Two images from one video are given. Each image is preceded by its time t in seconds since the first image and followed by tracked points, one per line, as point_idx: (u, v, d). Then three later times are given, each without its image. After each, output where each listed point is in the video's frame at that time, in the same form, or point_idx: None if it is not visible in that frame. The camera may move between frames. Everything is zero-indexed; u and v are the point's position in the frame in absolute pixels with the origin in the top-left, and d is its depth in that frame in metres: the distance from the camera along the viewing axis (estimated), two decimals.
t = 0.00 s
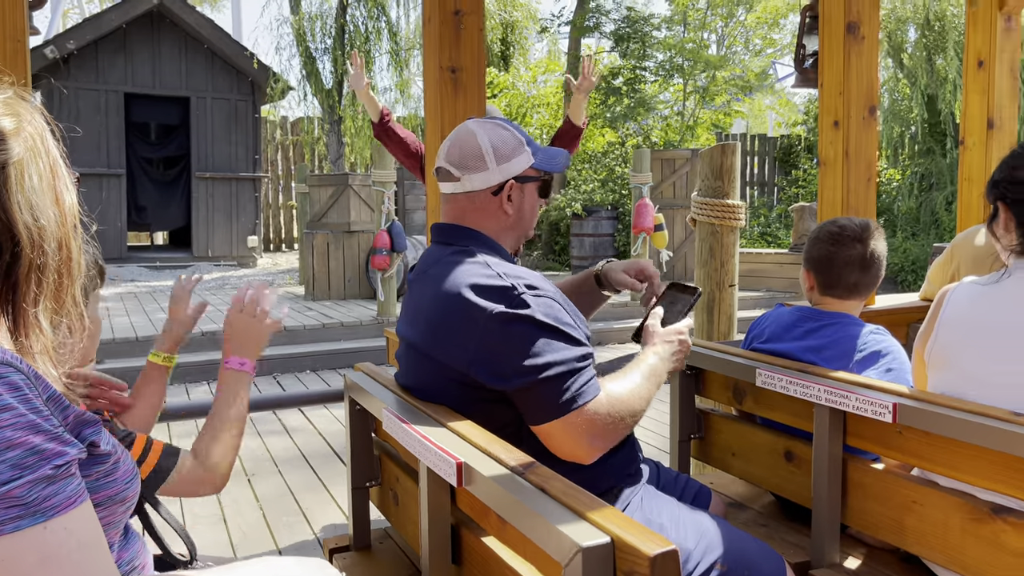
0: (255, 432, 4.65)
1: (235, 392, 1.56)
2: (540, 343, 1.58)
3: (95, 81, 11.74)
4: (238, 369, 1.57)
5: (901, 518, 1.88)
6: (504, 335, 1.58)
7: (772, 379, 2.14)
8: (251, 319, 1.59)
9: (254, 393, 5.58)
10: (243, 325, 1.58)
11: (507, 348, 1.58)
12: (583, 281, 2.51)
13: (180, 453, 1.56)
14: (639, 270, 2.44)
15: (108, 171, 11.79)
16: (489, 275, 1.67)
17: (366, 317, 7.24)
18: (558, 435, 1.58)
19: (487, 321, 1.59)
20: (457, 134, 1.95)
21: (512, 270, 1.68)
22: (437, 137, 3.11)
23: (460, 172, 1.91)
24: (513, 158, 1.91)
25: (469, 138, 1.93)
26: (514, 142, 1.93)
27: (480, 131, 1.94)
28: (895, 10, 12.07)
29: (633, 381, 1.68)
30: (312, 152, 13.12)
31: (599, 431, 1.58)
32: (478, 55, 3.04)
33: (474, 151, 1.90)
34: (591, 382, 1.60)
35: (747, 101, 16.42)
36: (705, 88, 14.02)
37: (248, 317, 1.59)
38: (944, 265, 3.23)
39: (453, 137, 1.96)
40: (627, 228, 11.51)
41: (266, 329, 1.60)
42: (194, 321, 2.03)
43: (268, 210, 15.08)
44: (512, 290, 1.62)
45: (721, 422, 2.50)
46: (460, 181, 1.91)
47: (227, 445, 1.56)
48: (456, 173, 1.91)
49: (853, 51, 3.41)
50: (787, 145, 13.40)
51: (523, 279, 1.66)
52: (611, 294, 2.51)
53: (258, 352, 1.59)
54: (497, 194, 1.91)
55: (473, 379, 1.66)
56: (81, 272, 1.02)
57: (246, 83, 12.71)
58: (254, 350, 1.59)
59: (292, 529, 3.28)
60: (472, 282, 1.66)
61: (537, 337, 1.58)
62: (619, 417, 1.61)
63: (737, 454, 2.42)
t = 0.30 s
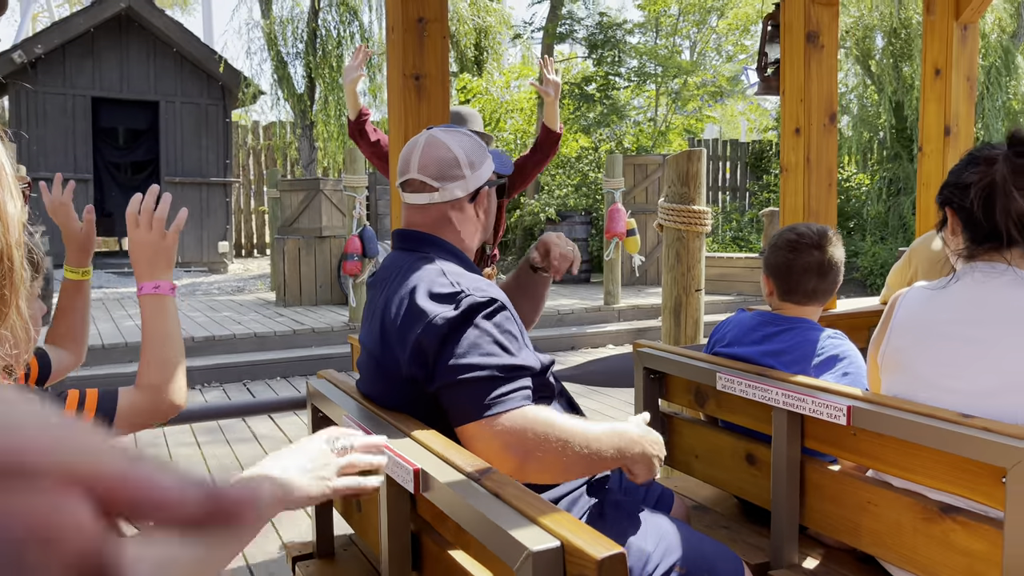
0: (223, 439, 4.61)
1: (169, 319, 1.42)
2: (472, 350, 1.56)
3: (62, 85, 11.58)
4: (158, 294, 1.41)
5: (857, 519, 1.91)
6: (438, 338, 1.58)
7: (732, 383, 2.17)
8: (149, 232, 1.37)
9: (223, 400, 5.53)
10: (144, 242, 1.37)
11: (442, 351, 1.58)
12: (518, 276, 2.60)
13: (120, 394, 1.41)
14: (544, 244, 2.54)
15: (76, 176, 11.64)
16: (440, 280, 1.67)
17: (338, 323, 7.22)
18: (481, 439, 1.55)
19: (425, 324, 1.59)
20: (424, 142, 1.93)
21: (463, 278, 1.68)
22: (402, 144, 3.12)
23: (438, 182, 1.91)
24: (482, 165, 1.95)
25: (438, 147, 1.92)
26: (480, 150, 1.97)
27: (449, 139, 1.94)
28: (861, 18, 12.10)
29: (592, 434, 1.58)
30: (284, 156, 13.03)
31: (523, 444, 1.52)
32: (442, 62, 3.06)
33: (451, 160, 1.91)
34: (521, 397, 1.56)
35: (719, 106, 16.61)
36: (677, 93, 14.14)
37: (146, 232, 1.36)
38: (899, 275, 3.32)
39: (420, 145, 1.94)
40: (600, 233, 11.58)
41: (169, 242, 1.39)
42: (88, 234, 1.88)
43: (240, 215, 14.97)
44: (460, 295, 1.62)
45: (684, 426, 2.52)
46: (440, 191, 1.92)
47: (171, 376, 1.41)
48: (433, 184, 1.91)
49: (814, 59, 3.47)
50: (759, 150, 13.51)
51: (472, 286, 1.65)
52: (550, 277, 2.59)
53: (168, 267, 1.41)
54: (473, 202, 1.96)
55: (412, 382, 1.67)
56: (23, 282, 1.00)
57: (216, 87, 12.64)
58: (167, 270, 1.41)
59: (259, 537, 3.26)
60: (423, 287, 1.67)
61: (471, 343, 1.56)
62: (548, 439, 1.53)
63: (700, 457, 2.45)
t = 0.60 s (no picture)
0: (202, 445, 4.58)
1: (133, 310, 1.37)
2: (440, 349, 1.56)
3: (36, 89, 11.43)
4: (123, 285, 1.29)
5: (836, 517, 1.93)
6: (408, 336, 1.58)
7: (712, 383, 2.19)
8: (112, 209, 1.09)
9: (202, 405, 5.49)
10: (104, 221, 1.09)
11: (411, 349, 1.58)
12: (491, 268, 2.60)
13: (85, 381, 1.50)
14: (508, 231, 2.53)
15: (50, 181, 11.48)
16: (414, 280, 1.68)
17: (318, 328, 7.18)
18: (444, 439, 1.55)
19: (397, 324, 1.59)
20: (408, 145, 1.92)
21: (437, 279, 1.69)
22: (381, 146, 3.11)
23: (424, 186, 1.91)
24: (465, 168, 1.95)
25: (423, 150, 1.91)
26: (462, 154, 1.97)
27: (433, 142, 1.93)
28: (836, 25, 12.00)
29: (560, 460, 1.52)
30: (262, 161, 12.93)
31: (478, 446, 1.51)
32: (420, 65, 3.05)
33: (437, 164, 1.91)
34: (484, 400, 1.55)
35: (697, 110, 16.73)
36: (656, 97, 14.23)
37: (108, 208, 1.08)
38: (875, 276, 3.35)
39: (404, 147, 1.92)
40: (581, 237, 11.64)
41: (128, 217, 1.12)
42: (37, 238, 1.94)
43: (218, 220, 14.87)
44: (432, 296, 1.62)
45: (664, 426, 2.54)
46: (426, 195, 1.92)
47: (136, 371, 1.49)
48: (419, 186, 1.91)
49: (790, 63, 3.51)
50: (736, 153, 13.40)
51: (445, 286, 1.65)
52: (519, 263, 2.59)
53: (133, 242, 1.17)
54: (459, 204, 1.96)
55: (383, 380, 1.67)
56: None
57: (193, 91, 12.53)
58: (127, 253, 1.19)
59: (240, 544, 3.22)
60: (396, 286, 1.68)
61: (441, 343, 1.57)
62: (502, 442, 1.50)
63: (680, 457, 2.46)
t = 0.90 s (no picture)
0: (185, 452, 4.55)
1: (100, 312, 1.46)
2: (423, 350, 1.56)
3: (15, 94, 11.31)
4: (97, 284, 1.43)
5: (820, 519, 1.94)
6: (392, 340, 1.58)
7: (695, 386, 2.20)
8: (100, 207, 1.26)
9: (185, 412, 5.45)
10: (93, 219, 1.27)
11: (395, 352, 1.58)
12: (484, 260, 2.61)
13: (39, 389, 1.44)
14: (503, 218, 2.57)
15: (30, 187, 11.38)
16: (396, 285, 1.68)
17: (302, 333, 7.15)
18: (434, 436, 1.54)
19: (380, 328, 1.59)
20: (391, 150, 1.92)
21: (418, 282, 1.69)
22: (364, 151, 3.11)
23: (408, 190, 1.91)
24: (448, 173, 1.95)
25: (406, 155, 1.91)
26: (445, 159, 1.97)
27: (415, 147, 1.93)
28: (817, 27, 12.22)
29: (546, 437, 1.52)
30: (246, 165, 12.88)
31: (467, 442, 1.50)
32: (403, 71, 3.05)
33: (420, 168, 1.91)
34: (471, 396, 1.54)
35: (680, 113, 16.82)
36: (639, 101, 14.30)
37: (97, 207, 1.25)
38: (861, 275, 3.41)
39: (387, 152, 1.92)
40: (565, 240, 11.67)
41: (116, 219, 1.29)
42: None
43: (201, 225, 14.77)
44: (414, 299, 1.62)
45: (649, 430, 2.54)
46: (409, 200, 1.92)
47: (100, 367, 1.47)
48: (402, 191, 1.91)
49: (771, 67, 3.54)
50: (719, 156, 13.66)
51: (426, 290, 1.65)
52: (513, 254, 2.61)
53: (116, 240, 1.32)
54: (442, 209, 1.96)
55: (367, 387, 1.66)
56: None
57: (175, 95, 12.47)
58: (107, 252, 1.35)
59: (224, 551, 3.21)
60: (379, 292, 1.68)
61: (423, 344, 1.56)
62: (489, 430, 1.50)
63: (664, 460, 2.47)
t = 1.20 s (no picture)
0: (174, 458, 4.54)
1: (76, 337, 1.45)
2: (397, 344, 1.55)
3: (2, 99, 11.26)
4: (77, 310, 1.41)
5: (806, 520, 1.95)
6: (367, 342, 1.58)
7: (682, 389, 2.21)
8: (87, 233, 1.29)
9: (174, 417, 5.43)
10: (77, 244, 1.30)
11: (373, 355, 1.59)
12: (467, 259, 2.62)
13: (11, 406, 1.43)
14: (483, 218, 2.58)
15: (18, 193, 11.35)
16: (370, 287, 1.68)
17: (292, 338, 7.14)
18: (420, 418, 1.52)
19: (355, 334, 1.60)
20: (375, 155, 1.94)
21: (392, 282, 1.68)
22: (350, 157, 3.11)
23: (390, 194, 1.92)
24: (432, 178, 1.97)
25: (389, 159, 1.93)
26: (429, 164, 1.99)
27: (399, 152, 1.95)
28: (804, 30, 12.27)
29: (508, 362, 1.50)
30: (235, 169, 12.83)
31: (450, 417, 1.49)
32: (389, 76, 3.06)
33: (402, 173, 1.92)
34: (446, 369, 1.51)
35: (669, 116, 16.89)
36: (627, 104, 14.36)
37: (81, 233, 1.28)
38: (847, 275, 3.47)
39: (371, 158, 1.94)
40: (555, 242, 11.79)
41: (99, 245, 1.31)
42: None
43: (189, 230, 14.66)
44: (383, 297, 1.62)
45: (637, 432, 2.56)
46: (391, 203, 1.92)
47: (70, 395, 1.46)
48: (385, 195, 1.92)
49: (756, 70, 3.56)
50: (708, 159, 13.75)
51: (399, 288, 1.64)
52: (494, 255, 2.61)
53: (101, 266, 1.35)
54: (425, 213, 1.97)
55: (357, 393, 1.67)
56: None
57: (164, 100, 12.43)
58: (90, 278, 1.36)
59: (213, 557, 3.20)
60: (354, 298, 1.68)
61: (396, 339, 1.55)
62: (459, 389, 1.48)
63: (652, 463, 2.48)
